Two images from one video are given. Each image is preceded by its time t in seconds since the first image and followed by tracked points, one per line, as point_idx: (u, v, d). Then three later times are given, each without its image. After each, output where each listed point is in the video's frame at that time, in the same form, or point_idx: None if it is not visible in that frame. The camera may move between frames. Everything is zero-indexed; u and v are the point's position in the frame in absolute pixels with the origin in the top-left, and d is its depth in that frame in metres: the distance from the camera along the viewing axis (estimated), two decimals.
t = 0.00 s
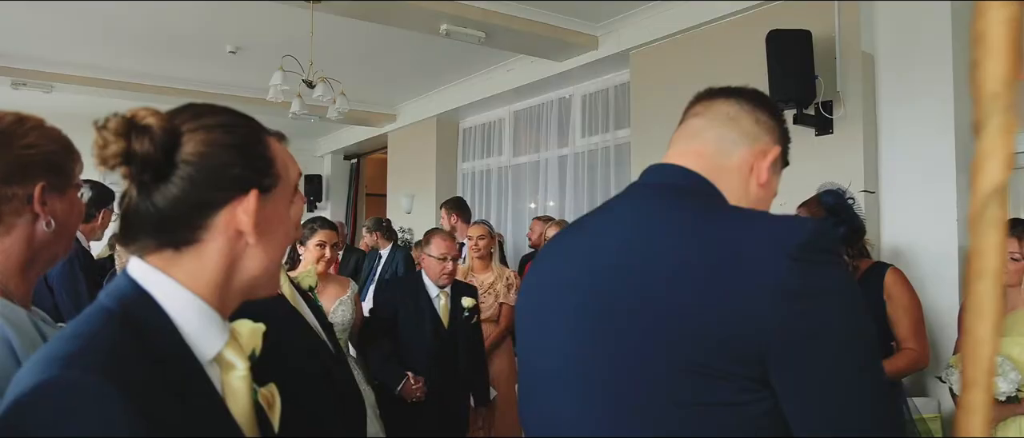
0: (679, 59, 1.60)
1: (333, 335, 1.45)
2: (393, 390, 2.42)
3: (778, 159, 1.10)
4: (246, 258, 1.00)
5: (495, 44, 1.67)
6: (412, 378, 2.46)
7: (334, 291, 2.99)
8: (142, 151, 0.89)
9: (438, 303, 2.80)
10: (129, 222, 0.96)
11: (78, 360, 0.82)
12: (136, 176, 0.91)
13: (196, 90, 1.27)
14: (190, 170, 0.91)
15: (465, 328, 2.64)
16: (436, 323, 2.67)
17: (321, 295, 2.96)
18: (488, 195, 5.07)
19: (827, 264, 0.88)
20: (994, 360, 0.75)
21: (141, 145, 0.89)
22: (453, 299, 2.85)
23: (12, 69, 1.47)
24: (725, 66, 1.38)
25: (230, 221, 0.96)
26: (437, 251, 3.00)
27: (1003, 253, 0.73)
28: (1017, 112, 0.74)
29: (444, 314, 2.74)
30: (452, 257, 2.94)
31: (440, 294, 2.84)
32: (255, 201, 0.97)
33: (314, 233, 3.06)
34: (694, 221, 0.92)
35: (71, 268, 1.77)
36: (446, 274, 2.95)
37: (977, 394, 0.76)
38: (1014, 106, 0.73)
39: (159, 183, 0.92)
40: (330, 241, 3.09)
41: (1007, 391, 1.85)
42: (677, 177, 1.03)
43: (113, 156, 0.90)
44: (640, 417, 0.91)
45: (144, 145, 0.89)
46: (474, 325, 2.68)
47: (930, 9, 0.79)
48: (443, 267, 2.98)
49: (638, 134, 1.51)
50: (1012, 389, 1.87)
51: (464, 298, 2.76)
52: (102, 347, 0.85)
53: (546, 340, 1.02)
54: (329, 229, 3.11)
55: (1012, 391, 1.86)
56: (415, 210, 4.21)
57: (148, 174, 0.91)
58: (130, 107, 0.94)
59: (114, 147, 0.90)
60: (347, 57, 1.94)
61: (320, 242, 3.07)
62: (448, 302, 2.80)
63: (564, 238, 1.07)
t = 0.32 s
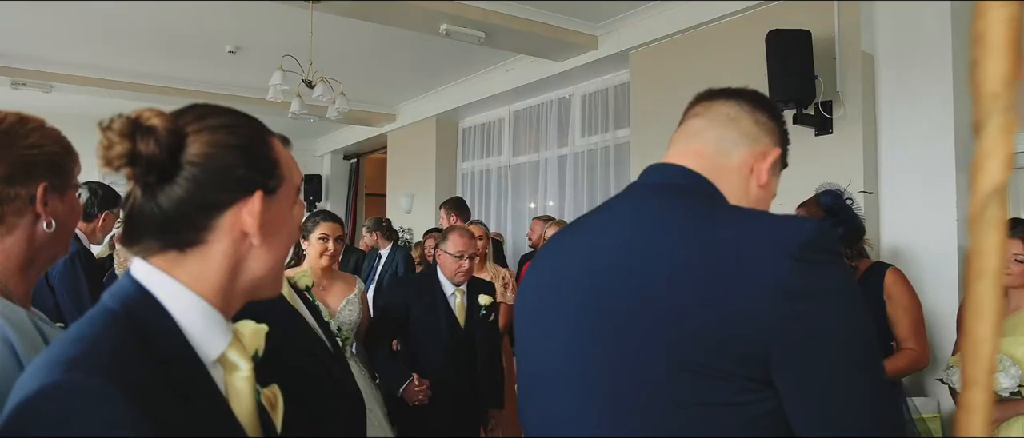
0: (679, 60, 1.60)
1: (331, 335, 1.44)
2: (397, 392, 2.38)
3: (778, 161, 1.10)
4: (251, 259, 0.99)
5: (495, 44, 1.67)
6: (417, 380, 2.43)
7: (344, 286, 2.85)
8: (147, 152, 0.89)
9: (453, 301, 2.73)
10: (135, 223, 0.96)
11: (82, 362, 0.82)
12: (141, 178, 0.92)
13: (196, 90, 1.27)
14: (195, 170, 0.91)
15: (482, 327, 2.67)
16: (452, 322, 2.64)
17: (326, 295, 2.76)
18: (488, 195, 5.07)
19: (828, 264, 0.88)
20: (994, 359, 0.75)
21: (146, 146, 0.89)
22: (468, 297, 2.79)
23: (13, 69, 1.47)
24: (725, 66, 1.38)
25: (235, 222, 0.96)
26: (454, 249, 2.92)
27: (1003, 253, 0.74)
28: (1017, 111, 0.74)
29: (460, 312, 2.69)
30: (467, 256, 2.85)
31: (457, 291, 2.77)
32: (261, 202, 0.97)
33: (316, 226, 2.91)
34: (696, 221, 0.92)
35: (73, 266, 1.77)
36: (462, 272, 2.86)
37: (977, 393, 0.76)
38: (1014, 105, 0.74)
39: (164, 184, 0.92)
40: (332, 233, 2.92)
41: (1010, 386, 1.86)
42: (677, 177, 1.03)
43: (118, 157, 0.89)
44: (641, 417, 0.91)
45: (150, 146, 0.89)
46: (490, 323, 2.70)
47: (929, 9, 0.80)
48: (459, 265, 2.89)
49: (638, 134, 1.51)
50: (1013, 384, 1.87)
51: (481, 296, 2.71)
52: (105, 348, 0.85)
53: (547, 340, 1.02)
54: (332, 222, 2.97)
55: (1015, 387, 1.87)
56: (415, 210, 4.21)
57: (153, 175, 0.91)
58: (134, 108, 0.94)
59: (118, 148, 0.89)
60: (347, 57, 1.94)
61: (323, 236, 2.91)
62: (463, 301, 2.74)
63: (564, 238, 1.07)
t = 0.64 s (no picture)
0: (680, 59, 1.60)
1: (329, 334, 1.44)
2: (403, 398, 2.29)
3: (778, 162, 1.10)
4: (250, 262, 0.99)
5: (495, 44, 1.67)
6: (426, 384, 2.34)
7: (356, 292, 2.61)
8: (147, 153, 0.90)
9: (464, 300, 2.61)
10: (134, 225, 0.97)
11: (80, 363, 0.82)
12: (141, 179, 0.92)
13: (196, 90, 1.27)
14: (194, 173, 0.91)
15: (494, 327, 2.58)
16: (465, 320, 2.55)
17: (336, 303, 2.53)
18: (487, 194, 5.06)
19: (828, 264, 0.88)
20: (994, 359, 0.75)
21: (146, 147, 0.90)
22: (481, 295, 2.66)
23: (13, 68, 1.47)
24: (725, 67, 1.38)
25: (234, 224, 0.96)
26: (464, 246, 2.66)
27: (1003, 253, 0.73)
28: (1018, 112, 0.74)
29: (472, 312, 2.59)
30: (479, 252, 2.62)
31: (467, 289, 2.63)
32: (260, 204, 0.96)
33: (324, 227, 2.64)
34: (697, 222, 0.92)
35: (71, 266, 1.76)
36: (472, 269, 2.63)
37: (976, 393, 0.76)
38: (1014, 106, 0.74)
39: (164, 185, 0.92)
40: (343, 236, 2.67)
41: (1013, 387, 1.86)
42: (677, 177, 1.03)
43: (118, 158, 0.91)
44: (641, 418, 0.91)
45: (150, 148, 0.90)
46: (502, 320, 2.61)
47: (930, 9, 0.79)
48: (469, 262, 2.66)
49: (638, 134, 1.50)
50: (1018, 385, 1.88)
51: (492, 293, 2.61)
52: (104, 349, 0.85)
53: (547, 341, 1.02)
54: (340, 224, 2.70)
55: (1018, 388, 1.87)
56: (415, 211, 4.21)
57: (153, 177, 0.91)
58: (136, 110, 0.95)
59: (118, 149, 0.90)
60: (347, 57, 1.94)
61: (332, 239, 2.64)
62: (475, 299, 2.62)
63: (564, 238, 1.07)
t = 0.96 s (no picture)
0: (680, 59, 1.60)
1: (328, 334, 1.43)
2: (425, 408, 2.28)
3: (778, 162, 1.10)
4: (245, 260, 0.99)
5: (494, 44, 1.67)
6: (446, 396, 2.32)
7: (373, 295, 2.56)
8: (142, 151, 0.90)
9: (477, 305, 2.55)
10: (129, 223, 0.97)
11: (76, 363, 0.82)
12: (136, 177, 0.92)
13: (196, 91, 1.27)
14: (189, 171, 0.91)
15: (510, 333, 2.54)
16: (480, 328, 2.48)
17: (353, 305, 2.49)
18: (487, 194, 5.06)
19: (830, 264, 0.88)
20: (994, 359, 0.75)
21: (141, 145, 0.90)
22: (493, 299, 2.62)
23: (14, 68, 1.47)
24: (725, 67, 1.38)
25: (229, 223, 0.95)
26: (475, 248, 2.63)
27: (1003, 254, 0.73)
28: (1018, 112, 0.74)
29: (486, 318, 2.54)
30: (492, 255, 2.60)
31: (480, 294, 2.58)
32: (255, 203, 0.96)
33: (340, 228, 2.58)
34: (696, 222, 0.92)
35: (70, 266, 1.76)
36: (485, 272, 2.61)
37: (976, 393, 0.76)
38: (1015, 106, 0.73)
39: (160, 184, 0.92)
40: (360, 236, 2.59)
41: (1011, 385, 1.85)
42: (677, 176, 1.03)
43: (112, 156, 0.91)
44: (640, 418, 0.91)
45: (144, 146, 0.90)
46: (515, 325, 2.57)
47: (930, 9, 0.79)
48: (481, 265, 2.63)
49: (638, 134, 1.50)
50: (1015, 382, 1.86)
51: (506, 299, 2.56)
52: (100, 348, 0.85)
53: (547, 341, 1.02)
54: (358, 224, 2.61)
55: (1016, 385, 1.86)
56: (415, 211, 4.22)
57: (148, 175, 0.92)
58: (131, 109, 0.95)
59: (113, 147, 0.90)
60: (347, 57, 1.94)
61: (349, 240, 2.56)
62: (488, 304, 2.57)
63: (563, 238, 1.07)
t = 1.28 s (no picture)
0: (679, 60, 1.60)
1: (327, 334, 1.43)
2: (449, 421, 2.24)
3: (778, 162, 1.10)
4: (240, 259, 0.98)
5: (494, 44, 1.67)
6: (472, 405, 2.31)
7: (389, 290, 2.64)
8: (136, 149, 0.90)
9: (491, 308, 2.56)
10: (124, 221, 0.97)
11: (69, 362, 0.82)
12: (130, 175, 0.93)
13: (196, 90, 1.27)
14: (184, 169, 0.91)
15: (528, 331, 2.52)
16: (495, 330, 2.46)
17: (370, 301, 2.56)
18: (487, 194, 5.05)
19: (830, 264, 0.88)
20: (994, 359, 0.75)
21: (134, 143, 0.90)
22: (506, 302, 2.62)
23: (14, 68, 1.47)
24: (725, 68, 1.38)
25: (224, 221, 0.95)
26: (487, 248, 2.66)
27: (1002, 254, 0.74)
28: (1018, 112, 0.74)
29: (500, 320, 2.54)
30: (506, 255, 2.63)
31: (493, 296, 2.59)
32: (250, 201, 0.96)
33: (357, 223, 2.64)
34: (696, 221, 0.92)
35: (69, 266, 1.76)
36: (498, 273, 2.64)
37: (976, 393, 0.76)
38: (1014, 106, 0.74)
39: (154, 182, 0.92)
40: (375, 230, 2.64)
41: (1011, 384, 1.86)
42: (677, 177, 1.03)
43: (105, 154, 0.91)
44: (641, 418, 0.91)
45: (138, 144, 0.90)
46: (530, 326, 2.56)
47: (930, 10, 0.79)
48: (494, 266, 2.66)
49: (637, 134, 1.50)
50: (1015, 382, 1.87)
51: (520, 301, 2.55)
52: (94, 346, 0.85)
53: (547, 340, 1.02)
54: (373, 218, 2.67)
55: (1016, 385, 1.87)
56: (414, 211, 4.22)
57: (142, 173, 0.92)
58: (126, 107, 0.95)
59: (106, 145, 0.90)
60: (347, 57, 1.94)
61: (365, 234, 2.62)
62: (501, 307, 2.57)
63: (562, 238, 1.07)
